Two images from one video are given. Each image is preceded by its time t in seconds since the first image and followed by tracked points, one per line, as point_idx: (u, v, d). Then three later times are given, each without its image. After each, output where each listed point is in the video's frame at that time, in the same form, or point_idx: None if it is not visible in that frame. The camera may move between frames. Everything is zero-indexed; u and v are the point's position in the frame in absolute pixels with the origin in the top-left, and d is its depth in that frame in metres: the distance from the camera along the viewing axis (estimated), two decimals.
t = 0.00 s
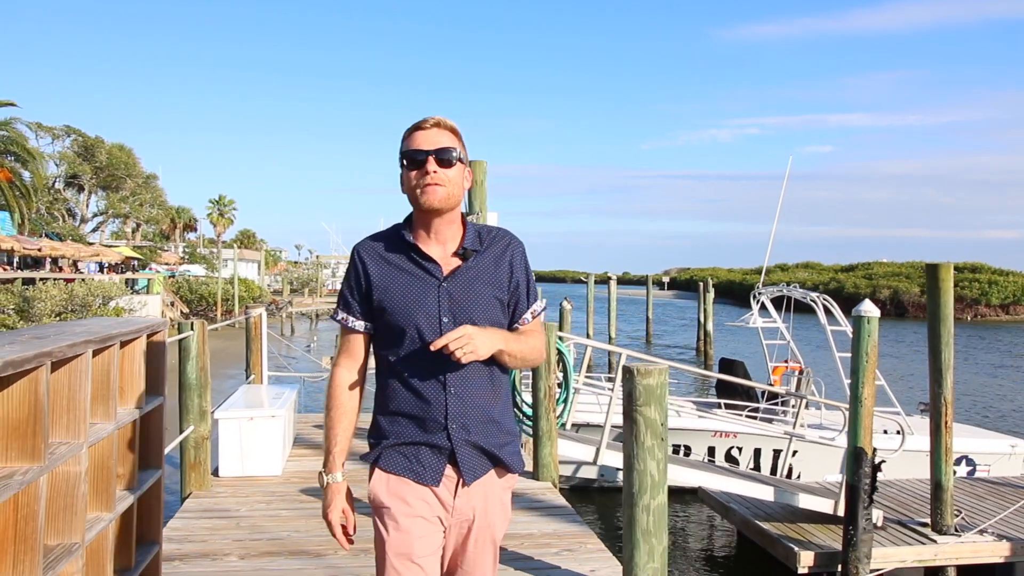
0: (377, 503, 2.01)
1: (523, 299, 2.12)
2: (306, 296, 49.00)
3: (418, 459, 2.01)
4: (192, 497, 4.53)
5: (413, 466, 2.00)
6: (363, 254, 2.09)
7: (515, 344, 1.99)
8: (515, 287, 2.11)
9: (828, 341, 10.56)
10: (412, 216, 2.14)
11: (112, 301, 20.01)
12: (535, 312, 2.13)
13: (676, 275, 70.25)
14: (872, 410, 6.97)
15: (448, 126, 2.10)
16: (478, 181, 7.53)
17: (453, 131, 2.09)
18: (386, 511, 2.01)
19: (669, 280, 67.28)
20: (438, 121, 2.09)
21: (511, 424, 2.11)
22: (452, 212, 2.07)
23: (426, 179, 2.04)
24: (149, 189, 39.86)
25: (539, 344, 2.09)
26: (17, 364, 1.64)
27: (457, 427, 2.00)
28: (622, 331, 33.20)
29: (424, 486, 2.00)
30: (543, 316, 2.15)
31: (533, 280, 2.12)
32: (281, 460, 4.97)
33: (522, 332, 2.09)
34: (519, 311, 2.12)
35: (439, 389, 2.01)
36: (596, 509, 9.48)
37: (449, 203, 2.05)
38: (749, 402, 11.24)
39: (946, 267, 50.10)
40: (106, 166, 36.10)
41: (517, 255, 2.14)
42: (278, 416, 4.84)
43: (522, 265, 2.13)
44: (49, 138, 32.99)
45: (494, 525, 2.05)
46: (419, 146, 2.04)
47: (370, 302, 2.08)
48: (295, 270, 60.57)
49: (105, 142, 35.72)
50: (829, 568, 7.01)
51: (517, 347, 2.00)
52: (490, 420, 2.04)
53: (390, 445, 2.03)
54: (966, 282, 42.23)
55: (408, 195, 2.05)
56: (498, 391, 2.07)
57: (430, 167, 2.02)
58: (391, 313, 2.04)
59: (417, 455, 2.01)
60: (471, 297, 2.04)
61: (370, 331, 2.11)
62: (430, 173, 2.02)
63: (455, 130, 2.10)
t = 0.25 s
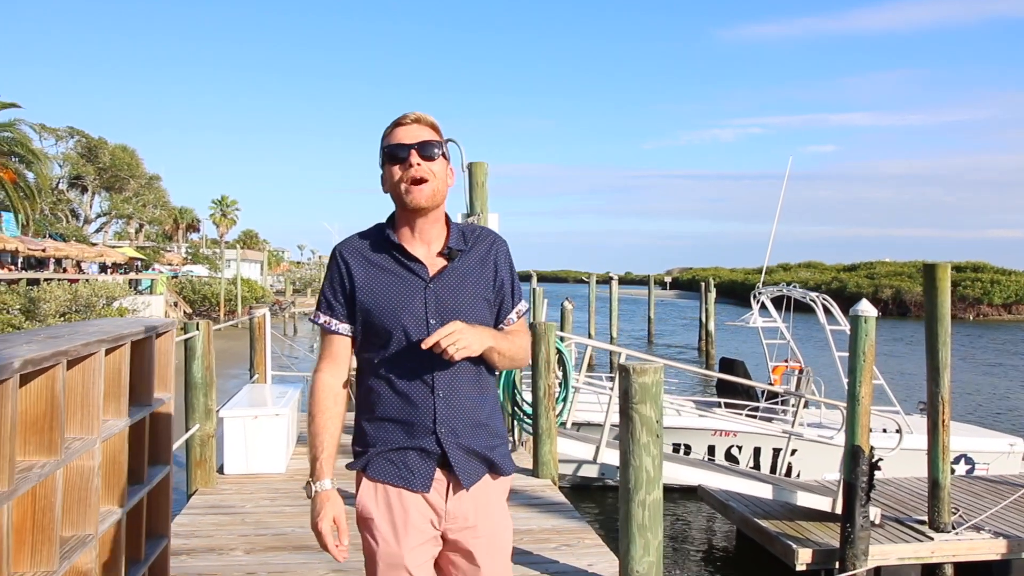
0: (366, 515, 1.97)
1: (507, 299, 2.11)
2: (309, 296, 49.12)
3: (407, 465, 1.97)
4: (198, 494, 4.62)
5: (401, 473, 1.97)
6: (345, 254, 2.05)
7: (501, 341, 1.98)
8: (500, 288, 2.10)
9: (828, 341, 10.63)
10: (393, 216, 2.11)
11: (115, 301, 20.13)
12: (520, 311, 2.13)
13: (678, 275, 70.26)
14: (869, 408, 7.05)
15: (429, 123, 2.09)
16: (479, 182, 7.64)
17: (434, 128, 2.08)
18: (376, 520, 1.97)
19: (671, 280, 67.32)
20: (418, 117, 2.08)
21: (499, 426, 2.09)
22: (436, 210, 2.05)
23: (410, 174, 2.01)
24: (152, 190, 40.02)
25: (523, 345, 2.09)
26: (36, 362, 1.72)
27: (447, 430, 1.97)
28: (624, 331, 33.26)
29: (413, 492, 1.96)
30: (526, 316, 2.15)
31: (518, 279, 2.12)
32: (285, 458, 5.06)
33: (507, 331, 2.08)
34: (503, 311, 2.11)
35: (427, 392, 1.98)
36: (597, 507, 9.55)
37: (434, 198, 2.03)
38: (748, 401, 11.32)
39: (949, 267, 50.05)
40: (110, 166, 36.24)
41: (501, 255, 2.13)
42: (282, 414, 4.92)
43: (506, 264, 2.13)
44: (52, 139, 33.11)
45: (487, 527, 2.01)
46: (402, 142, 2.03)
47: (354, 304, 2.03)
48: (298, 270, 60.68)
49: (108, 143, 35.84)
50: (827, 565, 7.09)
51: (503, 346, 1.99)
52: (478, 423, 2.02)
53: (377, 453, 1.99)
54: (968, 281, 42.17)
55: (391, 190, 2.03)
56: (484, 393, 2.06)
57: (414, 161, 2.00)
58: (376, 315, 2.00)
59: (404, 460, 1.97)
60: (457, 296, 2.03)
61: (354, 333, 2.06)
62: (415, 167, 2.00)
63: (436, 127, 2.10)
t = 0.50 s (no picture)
0: (360, 518, 2.03)
1: (496, 299, 2.17)
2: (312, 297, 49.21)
3: (399, 466, 2.02)
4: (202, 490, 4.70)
5: (395, 475, 2.02)
6: (337, 254, 2.10)
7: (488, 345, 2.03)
8: (490, 288, 2.16)
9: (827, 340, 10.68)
10: (385, 215, 2.16)
11: (119, 301, 20.24)
12: (508, 312, 2.19)
13: (680, 276, 70.24)
14: (867, 407, 7.11)
15: (425, 122, 2.14)
16: (480, 183, 7.72)
17: (430, 128, 2.14)
18: (371, 520, 2.03)
19: (674, 280, 67.34)
20: (413, 117, 2.13)
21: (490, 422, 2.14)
22: (428, 208, 2.10)
23: (403, 174, 2.07)
24: (155, 190, 40.17)
25: (511, 345, 2.14)
26: (52, 357, 1.79)
27: (438, 429, 2.01)
28: (626, 331, 33.31)
29: (407, 493, 2.01)
30: (515, 314, 2.21)
31: (507, 279, 2.18)
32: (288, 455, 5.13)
33: (495, 332, 2.15)
34: (492, 311, 2.17)
35: (418, 392, 2.02)
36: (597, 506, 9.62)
37: (427, 199, 2.08)
38: (749, 400, 11.38)
39: (952, 267, 49.97)
40: (113, 167, 36.40)
41: (491, 255, 2.19)
42: (285, 412, 5.00)
43: (497, 265, 2.19)
44: (56, 139, 33.27)
45: (482, 520, 2.05)
46: (397, 142, 2.08)
47: (346, 304, 2.07)
48: (300, 271, 60.81)
49: (112, 144, 35.98)
50: (824, 562, 7.15)
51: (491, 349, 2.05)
52: (468, 421, 2.06)
53: (370, 455, 2.03)
54: (971, 281, 42.11)
55: (384, 190, 2.08)
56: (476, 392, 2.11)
57: (408, 162, 2.06)
58: (369, 314, 2.04)
59: (397, 461, 2.02)
60: (447, 296, 2.08)
61: (345, 332, 2.10)
62: (408, 167, 2.06)
63: (431, 126, 2.15)
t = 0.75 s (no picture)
0: (354, 518, 2.12)
1: (496, 301, 2.21)
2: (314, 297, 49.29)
3: (392, 467, 2.09)
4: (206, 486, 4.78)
5: (389, 476, 2.09)
6: (337, 257, 2.15)
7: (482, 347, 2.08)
8: (490, 291, 2.19)
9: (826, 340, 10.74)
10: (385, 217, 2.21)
11: (123, 301, 20.31)
12: (509, 315, 2.23)
13: (682, 276, 70.28)
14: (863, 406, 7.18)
15: (426, 126, 2.18)
16: (480, 184, 7.81)
17: (431, 133, 2.18)
18: (366, 519, 2.11)
19: (675, 280, 67.38)
20: (414, 120, 2.18)
21: (486, 423, 2.18)
22: (427, 212, 2.15)
23: (402, 177, 2.12)
24: (158, 191, 40.30)
25: (510, 347, 2.18)
26: (65, 353, 1.87)
27: (430, 431, 2.07)
28: (627, 331, 33.39)
29: (400, 493, 2.08)
30: (516, 318, 2.25)
31: (506, 282, 2.21)
32: (290, 453, 5.21)
33: (494, 336, 2.19)
34: (493, 313, 2.21)
35: (412, 394, 2.07)
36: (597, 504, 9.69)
37: (425, 202, 2.13)
38: (748, 400, 11.45)
39: (954, 267, 49.96)
40: (116, 167, 36.55)
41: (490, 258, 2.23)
42: (287, 410, 5.07)
43: (496, 268, 2.23)
44: (60, 140, 33.40)
45: (473, 518, 2.10)
46: (398, 147, 2.13)
47: (345, 306, 2.13)
48: (303, 271, 60.92)
49: (115, 144, 36.11)
50: (822, 559, 7.22)
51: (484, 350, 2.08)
52: (462, 423, 2.11)
53: (364, 456, 2.10)
54: (973, 280, 42.09)
55: (383, 193, 2.12)
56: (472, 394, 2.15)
57: (406, 165, 2.10)
58: (366, 317, 2.10)
59: (391, 462, 2.09)
60: (444, 299, 2.13)
61: (345, 334, 2.15)
62: (407, 171, 2.11)
63: (432, 130, 2.19)
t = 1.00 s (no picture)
0: (350, 516, 2.16)
1: (505, 311, 2.19)
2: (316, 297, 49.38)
3: (386, 473, 2.10)
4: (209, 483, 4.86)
5: (383, 482, 2.10)
6: (345, 260, 2.21)
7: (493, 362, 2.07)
8: (495, 301, 2.19)
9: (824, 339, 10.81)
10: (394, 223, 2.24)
11: (125, 301, 20.40)
12: (519, 325, 2.21)
13: (684, 276, 70.30)
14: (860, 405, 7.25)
15: (437, 133, 2.19)
16: (480, 185, 7.89)
17: (441, 139, 2.18)
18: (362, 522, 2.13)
19: (677, 280, 67.40)
20: (426, 128, 2.18)
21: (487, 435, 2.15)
22: (433, 220, 2.16)
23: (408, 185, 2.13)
24: (160, 191, 40.40)
25: (518, 359, 2.14)
26: (79, 352, 1.95)
27: (422, 438, 2.06)
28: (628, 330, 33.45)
29: (391, 500, 2.09)
30: (527, 328, 2.23)
31: (515, 293, 2.19)
32: (292, 450, 5.29)
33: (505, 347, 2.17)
34: (503, 324, 2.20)
35: (407, 399, 2.08)
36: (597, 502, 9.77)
37: (430, 209, 2.14)
38: (747, 399, 11.53)
39: (956, 267, 49.94)
40: (118, 168, 36.64)
41: (498, 266, 2.21)
42: (290, 408, 5.15)
43: (504, 277, 2.21)
44: (62, 140, 33.48)
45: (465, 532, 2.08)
46: (406, 152, 2.14)
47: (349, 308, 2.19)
48: (304, 270, 61.02)
49: (117, 144, 36.17)
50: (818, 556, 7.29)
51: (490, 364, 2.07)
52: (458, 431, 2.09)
53: (361, 459, 2.13)
54: (974, 280, 42.06)
55: (389, 200, 2.15)
56: (473, 404, 2.13)
57: (412, 173, 2.12)
58: (367, 321, 2.14)
59: (385, 469, 2.10)
60: (445, 306, 2.12)
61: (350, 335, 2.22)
62: (412, 178, 2.12)
63: (443, 137, 2.19)
